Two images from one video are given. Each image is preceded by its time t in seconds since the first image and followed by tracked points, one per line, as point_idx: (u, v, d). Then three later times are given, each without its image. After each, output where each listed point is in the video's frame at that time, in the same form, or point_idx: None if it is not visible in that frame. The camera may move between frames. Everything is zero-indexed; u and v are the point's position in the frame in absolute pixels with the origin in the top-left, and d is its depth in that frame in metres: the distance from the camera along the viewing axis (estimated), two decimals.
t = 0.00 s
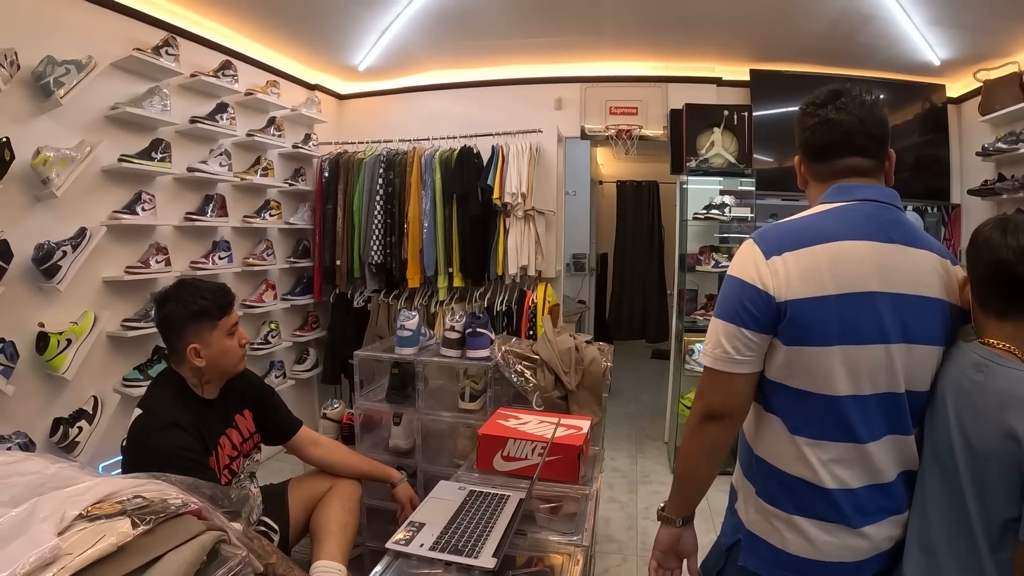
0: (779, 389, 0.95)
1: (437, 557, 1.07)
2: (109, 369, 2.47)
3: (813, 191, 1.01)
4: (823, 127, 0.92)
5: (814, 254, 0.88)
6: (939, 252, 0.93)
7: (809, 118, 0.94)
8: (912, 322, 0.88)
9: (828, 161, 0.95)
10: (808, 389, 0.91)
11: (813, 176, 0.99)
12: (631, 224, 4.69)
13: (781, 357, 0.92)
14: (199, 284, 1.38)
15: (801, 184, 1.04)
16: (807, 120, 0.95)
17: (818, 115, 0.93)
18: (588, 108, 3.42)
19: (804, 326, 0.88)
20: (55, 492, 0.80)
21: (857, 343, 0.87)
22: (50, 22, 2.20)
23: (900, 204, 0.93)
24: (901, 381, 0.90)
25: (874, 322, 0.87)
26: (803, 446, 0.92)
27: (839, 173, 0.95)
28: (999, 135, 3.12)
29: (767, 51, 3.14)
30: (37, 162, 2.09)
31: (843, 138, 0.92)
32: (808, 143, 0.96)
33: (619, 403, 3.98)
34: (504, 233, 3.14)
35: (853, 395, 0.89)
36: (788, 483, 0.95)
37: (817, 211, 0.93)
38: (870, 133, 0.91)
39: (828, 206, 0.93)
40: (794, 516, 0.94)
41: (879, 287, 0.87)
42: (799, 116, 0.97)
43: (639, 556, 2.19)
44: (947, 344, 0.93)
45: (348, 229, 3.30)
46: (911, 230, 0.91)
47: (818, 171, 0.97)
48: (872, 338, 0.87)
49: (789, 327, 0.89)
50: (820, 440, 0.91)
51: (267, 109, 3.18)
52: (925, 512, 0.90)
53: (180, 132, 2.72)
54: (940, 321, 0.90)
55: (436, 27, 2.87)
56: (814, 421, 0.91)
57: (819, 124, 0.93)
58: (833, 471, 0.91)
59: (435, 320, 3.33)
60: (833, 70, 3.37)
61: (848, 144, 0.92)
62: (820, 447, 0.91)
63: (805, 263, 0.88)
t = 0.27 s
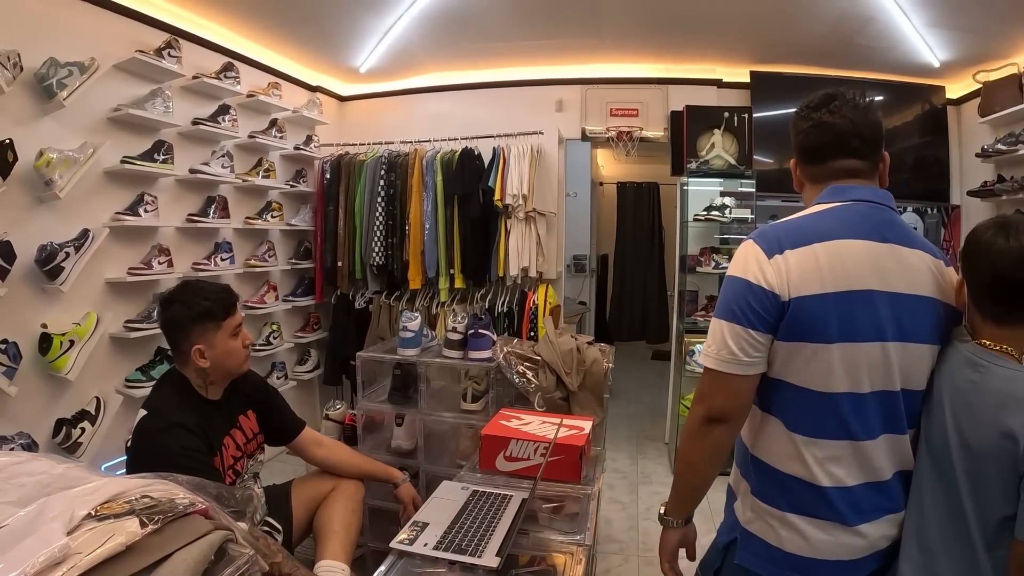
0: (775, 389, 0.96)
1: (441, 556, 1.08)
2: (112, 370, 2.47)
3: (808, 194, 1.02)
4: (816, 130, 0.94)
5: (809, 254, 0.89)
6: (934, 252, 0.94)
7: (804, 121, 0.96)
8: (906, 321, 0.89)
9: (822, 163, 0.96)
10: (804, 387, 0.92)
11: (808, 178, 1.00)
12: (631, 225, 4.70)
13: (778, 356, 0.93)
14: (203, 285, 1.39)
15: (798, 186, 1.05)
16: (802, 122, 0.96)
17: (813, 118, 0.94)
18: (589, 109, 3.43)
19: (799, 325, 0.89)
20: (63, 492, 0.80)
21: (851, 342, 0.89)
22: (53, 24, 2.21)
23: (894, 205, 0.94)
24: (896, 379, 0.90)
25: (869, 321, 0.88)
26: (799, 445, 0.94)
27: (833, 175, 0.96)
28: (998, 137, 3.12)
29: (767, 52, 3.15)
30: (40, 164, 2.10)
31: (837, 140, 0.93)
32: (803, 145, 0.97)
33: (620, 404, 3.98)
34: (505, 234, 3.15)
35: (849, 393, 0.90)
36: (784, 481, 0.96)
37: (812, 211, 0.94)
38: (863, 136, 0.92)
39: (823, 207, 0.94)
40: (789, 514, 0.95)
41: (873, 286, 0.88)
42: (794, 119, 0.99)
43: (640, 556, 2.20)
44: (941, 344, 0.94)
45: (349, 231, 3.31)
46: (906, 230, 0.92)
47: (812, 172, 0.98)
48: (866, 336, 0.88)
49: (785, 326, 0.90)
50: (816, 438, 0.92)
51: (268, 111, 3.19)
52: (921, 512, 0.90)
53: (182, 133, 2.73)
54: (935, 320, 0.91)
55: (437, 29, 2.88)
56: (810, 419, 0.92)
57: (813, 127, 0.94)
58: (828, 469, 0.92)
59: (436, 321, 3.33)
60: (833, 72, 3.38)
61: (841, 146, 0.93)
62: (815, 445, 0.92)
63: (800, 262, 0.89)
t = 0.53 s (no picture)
0: (773, 389, 0.96)
1: (443, 557, 1.08)
2: (113, 371, 2.48)
3: (806, 194, 1.02)
4: (816, 129, 0.94)
5: (804, 255, 0.89)
6: (931, 252, 0.94)
7: (803, 121, 0.96)
8: (903, 321, 0.89)
9: (821, 163, 0.96)
10: (801, 388, 0.93)
11: (806, 178, 1.00)
12: (631, 226, 4.71)
13: (775, 357, 0.94)
14: (206, 287, 1.40)
15: (795, 186, 1.05)
16: (802, 122, 0.97)
17: (813, 118, 0.94)
18: (589, 110, 3.43)
19: (795, 326, 0.90)
20: (68, 493, 0.81)
21: (847, 342, 0.89)
22: (54, 26, 2.22)
23: (892, 205, 0.94)
24: (892, 379, 0.91)
25: (864, 322, 0.88)
26: (795, 444, 0.94)
27: (830, 176, 0.96)
28: (998, 138, 3.13)
29: (767, 54, 3.16)
30: (41, 165, 2.10)
31: (836, 140, 0.93)
32: (802, 145, 0.97)
33: (620, 405, 3.99)
34: (505, 236, 3.16)
35: (845, 394, 0.90)
36: (781, 481, 0.97)
37: (809, 213, 0.95)
38: (862, 136, 0.93)
39: (819, 209, 0.95)
40: (786, 512, 0.96)
41: (869, 286, 0.88)
42: (794, 118, 0.99)
43: (641, 557, 2.20)
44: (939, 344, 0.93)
45: (350, 232, 3.31)
46: (903, 231, 0.92)
47: (811, 173, 0.98)
48: (862, 337, 0.89)
49: (781, 327, 0.91)
50: (812, 438, 0.93)
51: (269, 112, 3.19)
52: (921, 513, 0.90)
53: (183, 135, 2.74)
54: (932, 320, 0.92)
55: (437, 30, 2.88)
56: (806, 419, 0.93)
57: (813, 126, 0.94)
58: (825, 468, 0.93)
59: (437, 322, 3.34)
60: (832, 73, 3.39)
61: (840, 146, 0.94)
62: (812, 444, 0.93)
63: (796, 264, 0.90)
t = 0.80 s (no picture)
0: (766, 392, 0.97)
1: (442, 559, 1.08)
2: (113, 373, 2.48)
3: (802, 196, 1.02)
4: (812, 132, 0.94)
5: (795, 259, 0.90)
6: (926, 254, 0.93)
7: (799, 124, 0.96)
8: (894, 325, 0.89)
9: (817, 166, 0.97)
10: (795, 391, 0.93)
11: (802, 180, 1.00)
12: (631, 227, 4.72)
13: (767, 361, 0.94)
14: (207, 289, 1.40)
15: (791, 189, 1.06)
16: (798, 125, 0.97)
17: (809, 120, 0.94)
18: (589, 112, 3.44)
19: (788, 329, 0.90)
20: (68, 495, 0.81)
21: (839, 345, 0.89)
22: (54, 29, 2.22)
23: (886, 209, 0.94)
24: (885, 382, 0.91)
25: (855, 325, 0.89)
26: (788, 446, 0.95)
27: (827, 179, 0.97)
28: (997, 139, 3.13)
29: (767, 55, 3.16)
30: (42, 167, 2.11)
31: (832, 143, 0.94)
32: (798, 147, 0.98)
33: (620, 406, 3.99)
34: (505, 237, 3.16)
35: (838, 397, 0.90)
36: (775, 482, 0.97)
37: (801, 218, 0.95)
38: (858, 139, 0.93)
39: (812, 214, 0.95)
40: (778, 512, 0.96)
41: (860, 291, 0.88)
42: (790, 121, 0.99)
43: (640, 558, 2.20)
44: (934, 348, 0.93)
45: (350, 234, 3.32)
46: (896, 234, 0.92)
47: (807, 175, 0.99)
48: (853, 341, 0.89)
49: (773, 331, 0.91)
50: (804, 440, 0.94)
51: (269, 114, 3.19)
52: (923, 515, 0.90)
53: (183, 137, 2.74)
54: (926, 324, 0.91)
55: (437, 32, 2.88)
56: (799, 421, 0.94)
57: (809, 129, 0.94)
58: (817, 470, 0.93)
59: (437, 323, 3.34)
60: (831, 75, 3.39)
61: (836, 149, 0.94)
62: (804, 447, 0.94)
63: (787, 267, 0.90)
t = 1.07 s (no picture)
0: (766, 394, 0.97)
1: (439, 560, 1.08)
2: (113, 374, 2.48)
3: (802, 198, 1.02)
4: (813, 134, 0.94)
5: (794, 260, 0.90)
6: (925, 257, 0.93)
7: (800, 125, 0.96)
8: (892, 327, 0.89)
9: (818, 168, 0.97)
10: (795, 393, 0.93)
11: (803, 182, 1.00)
12: (631, 228, 4.72)
13: (767, 363, 0.94)
14: (205, 291, 1.40)
15: (791, 190, 1.06)
16: (798, 127, 0.97)
17: (810, 122, 0.94)
18: (588, 113, 3.44)
19: (788, 330, 0.90)
20: (65, 497, 0.81)
21: (837, 347, 0.89)
22: (54, 30, 2.22)
23: (885, 211, 0.94)
24: (883, 384, 0.91)
25: (853, 327, 0.89)
26: (787, 447, 0.95)
27: (827, 181, 0.96)
28: (997, 139, 3.13)
29: (767, 56, 3.16)
30: (42, 169, 2.11)
31: (833, 144, 0.94)
32: (799, 149, 0.97)
33: (620, 407, 3.99)
34: (504, 238, 3.16)
35: (836, 399, 0.90)
36: (774, 484, 0.97)
37: (800, 221, 0.95)
38: (858, 141, 0.93)
39: (810, 216, 0.95)
40: (777, 514, 0.96)
41: (858, 293, 0.88)
42: (790, 122, 0.99)
43: (640, 560, 2.20)
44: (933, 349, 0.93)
45: (349, 235, 3.32)
46: (895, 235, 0.92)
47: (807, 177, 0.99)
48: (851, 342, 0.89)
49: (772, 332, 0.91)
50: (803, 442, 0.94)
51: (269, 116, 3.20)
52: (927, 518, 0.90)
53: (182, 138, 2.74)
54: (925, 326, 0.91)
55: (437, 33, 2.89)
56: (797, 422, 0.94)
57: (810, 131, 0.94)
58: (816, 472, 0.93)
59: (436, 325, 3.34)
60: (831, 75, 3.39)
61: (837, 151, 0.94)
62: (803, 449, 0.94)
63: (786, 269, 0.90)
